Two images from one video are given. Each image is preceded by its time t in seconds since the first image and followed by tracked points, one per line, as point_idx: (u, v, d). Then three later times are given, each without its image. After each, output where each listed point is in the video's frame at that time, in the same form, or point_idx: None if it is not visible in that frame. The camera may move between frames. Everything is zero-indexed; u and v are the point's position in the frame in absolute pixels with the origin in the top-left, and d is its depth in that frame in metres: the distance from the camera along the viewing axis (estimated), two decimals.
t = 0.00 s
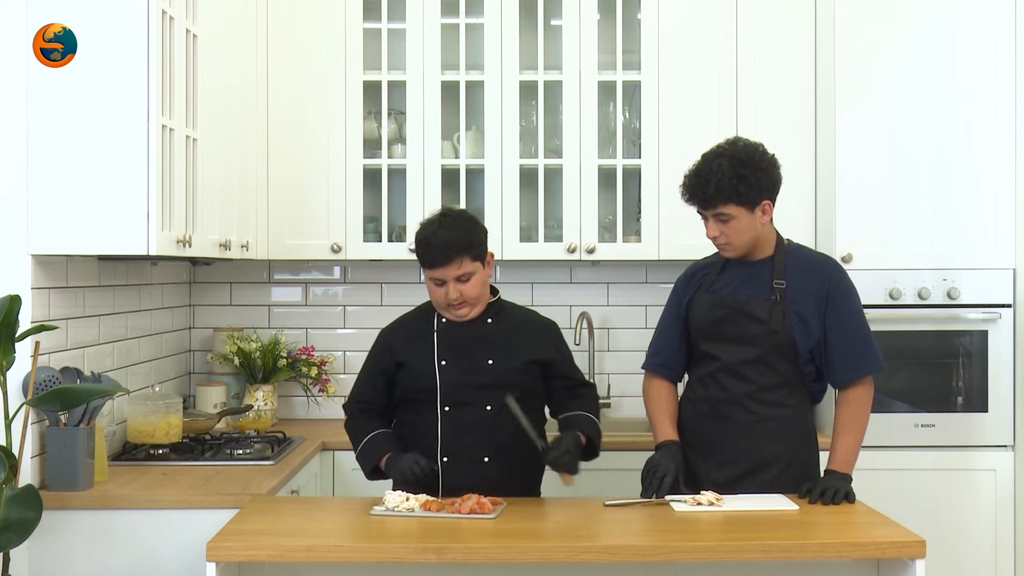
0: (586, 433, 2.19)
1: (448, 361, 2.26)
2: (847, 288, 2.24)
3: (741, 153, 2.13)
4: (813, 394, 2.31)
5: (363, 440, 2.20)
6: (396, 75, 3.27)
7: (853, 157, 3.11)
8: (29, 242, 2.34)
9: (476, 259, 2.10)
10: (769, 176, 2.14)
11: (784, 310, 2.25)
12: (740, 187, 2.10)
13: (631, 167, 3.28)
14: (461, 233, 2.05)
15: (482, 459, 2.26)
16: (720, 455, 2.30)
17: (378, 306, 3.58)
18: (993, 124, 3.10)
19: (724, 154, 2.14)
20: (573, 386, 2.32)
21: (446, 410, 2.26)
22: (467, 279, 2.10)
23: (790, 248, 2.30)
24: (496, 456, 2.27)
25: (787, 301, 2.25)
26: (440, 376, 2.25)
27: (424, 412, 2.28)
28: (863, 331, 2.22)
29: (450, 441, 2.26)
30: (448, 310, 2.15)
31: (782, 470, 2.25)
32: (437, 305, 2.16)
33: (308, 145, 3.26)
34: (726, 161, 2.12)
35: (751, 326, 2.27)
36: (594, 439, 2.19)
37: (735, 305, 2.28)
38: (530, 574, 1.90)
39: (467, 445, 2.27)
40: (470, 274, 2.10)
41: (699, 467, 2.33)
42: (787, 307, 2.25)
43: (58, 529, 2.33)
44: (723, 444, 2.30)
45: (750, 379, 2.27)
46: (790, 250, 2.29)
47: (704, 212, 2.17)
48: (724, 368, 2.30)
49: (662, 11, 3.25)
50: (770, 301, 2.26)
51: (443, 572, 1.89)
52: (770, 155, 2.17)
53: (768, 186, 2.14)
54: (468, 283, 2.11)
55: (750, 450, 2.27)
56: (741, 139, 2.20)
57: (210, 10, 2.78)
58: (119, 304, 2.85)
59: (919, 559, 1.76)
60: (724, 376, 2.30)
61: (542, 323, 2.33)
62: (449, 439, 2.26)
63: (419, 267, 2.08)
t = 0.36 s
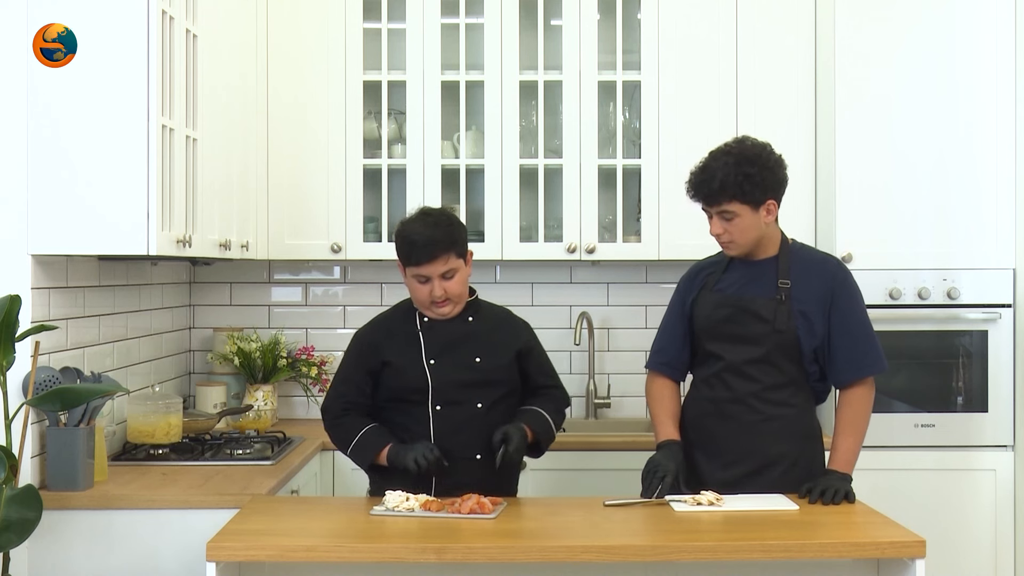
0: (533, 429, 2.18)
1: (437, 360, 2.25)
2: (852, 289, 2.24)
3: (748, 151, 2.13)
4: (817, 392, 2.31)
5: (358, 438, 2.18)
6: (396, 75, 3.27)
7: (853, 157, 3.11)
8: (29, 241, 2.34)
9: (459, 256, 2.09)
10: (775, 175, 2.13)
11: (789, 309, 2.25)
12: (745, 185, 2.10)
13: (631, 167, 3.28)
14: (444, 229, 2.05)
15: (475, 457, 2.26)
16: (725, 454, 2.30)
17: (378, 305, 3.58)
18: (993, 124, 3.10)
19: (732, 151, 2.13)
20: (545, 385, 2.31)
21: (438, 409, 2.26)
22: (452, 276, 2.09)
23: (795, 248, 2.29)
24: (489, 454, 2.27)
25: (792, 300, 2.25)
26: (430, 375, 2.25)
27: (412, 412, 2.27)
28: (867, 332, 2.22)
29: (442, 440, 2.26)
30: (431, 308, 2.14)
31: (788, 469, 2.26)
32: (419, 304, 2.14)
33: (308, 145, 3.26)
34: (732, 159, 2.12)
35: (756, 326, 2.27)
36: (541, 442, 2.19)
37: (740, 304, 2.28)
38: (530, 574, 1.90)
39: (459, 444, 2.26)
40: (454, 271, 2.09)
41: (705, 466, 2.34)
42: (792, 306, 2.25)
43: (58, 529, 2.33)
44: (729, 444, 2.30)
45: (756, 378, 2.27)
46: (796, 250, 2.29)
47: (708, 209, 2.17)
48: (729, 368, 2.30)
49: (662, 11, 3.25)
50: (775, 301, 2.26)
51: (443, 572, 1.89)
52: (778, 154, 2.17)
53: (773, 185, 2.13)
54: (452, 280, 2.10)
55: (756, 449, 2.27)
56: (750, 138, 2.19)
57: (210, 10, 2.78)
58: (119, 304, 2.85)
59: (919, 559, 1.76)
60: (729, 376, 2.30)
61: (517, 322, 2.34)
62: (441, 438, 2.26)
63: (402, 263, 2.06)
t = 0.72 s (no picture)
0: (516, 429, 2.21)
1: (427, 363, 2.23)
2: (862, 291, 2.24)
3: (769, 153, 2.12)
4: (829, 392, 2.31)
5: (365, 445, 2.13)
6: (396, 75, 3.27)
7: (853, 157, 3.11)
8: (29, 241, 2.34)
9: (449, 259, 2.09)
10: (794, 179, 2.13)
11: (799, 310, 2.25)
12: (762, 187, 2.10)
13: (631, 167, 3.28)
14: (435, 231, 2.03)
15: (466, 457, 2.27)
16: (738, 454, 2.31)
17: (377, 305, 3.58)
18: (993, 124, 3.10)
19: (752, 152, 2.13)
20: (526, 383, 2.32)
21: (429, 411, 2.24)
22: (441, 279, 2.08)
23: (806, 248, 2.29)
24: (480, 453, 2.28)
25: (802, 301, 2.25)
26: (421, 378, 2.23)
27: (402, 416, 2.25)
28: (877, 332, 2.22)
29: (433, 442, 2.25)
30: (418, 309, 2.13)
31: (800, 468, 2.26)
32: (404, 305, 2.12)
33: (308, 145, 3.26)
34: (752, 159, 2.12)
35: (766, 326, 2.27)
36: (525, 440, 2.22)
37: (751, 306, 2.28)
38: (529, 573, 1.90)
39: (452, 445, 2.26)
40: (443, 275, 2.08)
41: (716, 466, 2.34)
42: (802, 307, 2.25)
43: (58, 529, 2.33)
44: (741, 444, 2.30)
45: (767, 378, 2.27)
46: (806, 250, 2.29)
47: (723, 205, 2.17)
48: (740, 368, 2.30)
49: (662, 11, 3.25)
50: (785, 301, 2.26)
51: (443, 571, 1.89)
52: (799, 161, 2.16)
53: (790, 189, 2.13)
54: (441, 283, 2.09)
55: (768, 449, 2.27)
56: (772, 138, 2.19)
57: (210, 10, 2.78)
58: (119, 304, 2.84)
59: (919, 559, 1.76)
60: (740, 376, 2.30)
61: (495, 320, 2.32)
62: (433, 440, 2.25)
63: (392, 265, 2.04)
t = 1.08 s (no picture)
0: (510, 427, 2.23)
1: (424, 365, 2.23)
2: (873, 292, 2.21)
3: (774, 164, 2.11)
4: (847, 392, 2.29)
5: (373, 448, 2.11)
6: (397, 75, 3.27)
7: (853, 157, 3.11)
8: (29, 241, 2.34)
9: (447, 252, 2.11)
10: (801, 188, 2.12)
11: (808, 315, 2.24)
12: (772, 200, 2.10)
13: (631, 167, 3.28)
14: (436, 221, 2.08)
15: (465, 458, 2.27)
16: (757, 456, 2.33)
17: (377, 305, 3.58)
18: (993, 123, 3.10)
19: (758, 163, 2.12)
20: (517, 383, 2.33)
21: (427, 413, 2.24)
22: (438, 266, 2.09)
23: (815, 248, 2.29)
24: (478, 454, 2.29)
25: (810, 306, 2.24)
26: (420, 381, 2.22)
27: (402, 419, 2.25)
28: (884, 334, 2.19)
29: (431, 444, 2.25)
30: (409, 300, 2.10)
31: (819, 467, 2.27)
32: (398, 296, 2.11)
33: (308, 144, 3.26)
34: (759, 172, 2.10)
35: (775, 332, 2.28)
36: (517, 436, 2.24)
37: (760, 313, 2.29)
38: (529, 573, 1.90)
39: (448, 447, 2.26)
40: (441, 264, 2.09)
41: (738, 469, 2.36)
42: (811, 312, 2.24)
43: (58, 529, 2.33)
44: (760, 446, 2.32)
45: (780, 382, 2.28)
46: (816, 251, 2.28)
47: (732, 218, 2.17)
48: (753, 374, 2.32)
49: (662, 11, 3.25)
50: (794, 307, 2.26)
51: (443, 571, 1.89)
52: (804, 166, 2.15)
53: (797, 198, 2.13)
54: (437, 273, 2.10)
55: (785, 450, 2.28)
56: (776, 145, 2.18)
57: (210, 9, 2.78)
58: (119, 304, 2.84)
59: (919, 558, 1.76)
60: (754, 381, 2.32)
61: (487, 321, 2.34)
62: (431, 441, 2.25)
63: (393, 245, 2.07)
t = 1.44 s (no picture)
0: (509, 435, 2.24)
1: (425, 364, 2.23)
2: (879, 293, 2.21)
3: (773, 169, 2.10)
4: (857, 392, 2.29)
5: (375, 448, 2.11)
6: (397, 75, 3.27)
7: (853, 158, 3.11)
8: (29, 241, 2.34)
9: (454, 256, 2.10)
10: (803, 191, 2.12)
11: (814, 317, 2.24)
12: (772, 205, 2.10)
13: (631, 167, 3.28)
14: (444, 225, 2.06)
15: (464, 458, 2.28)
16: (769, 458, 2.34)
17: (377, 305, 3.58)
18: (993, 123, 3.10)
19: (756, 170, 2.12)
20: (519, 385, 2.33)
21: (427, 412, 2.24)
22: (446, 273, 2.09)
23: (822, 248, 2.29)
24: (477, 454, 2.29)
25: (817, 307, 2.24)
26: (421, 380, 2.22)
27: (403, 418, 2.25)
28: (889, 334, 2.19)
29: (431, 444, 2.25)
30: (416, 305, 2.11)
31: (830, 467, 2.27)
32: (404, 298, 2.11)
33: (308, 144, 3.26)
34: (758, 178, 2.10)
35: (782, 334, 2.28)
36: (517, 444, 2.24)
37: (768, 315, 2.29)
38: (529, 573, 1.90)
39: (448, 446, 2.27)
40: (448, 269, 2.09)
41: (751, 471, 2.37)
42: (818, 313, 2.24)
43: (57, 529, 2.33)
44: (771, 447, 2.33)
45: (790, 383, 2.29)
46: (821, 252, 2.28)
47: (735, 226, 2.17)
48: (761, 375, 2.33)
49: (662, 11, 3.25)
50: (800, 309, 2.26)
51: (443, 571, 1.89)
52: (802, 168, 2.15)
53: (799, 201, 2.12)
54: (445, 278, 2.10)
55: (798, 450, 2.29)
56: (774, 148, 2.18)
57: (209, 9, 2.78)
58: (119, 304, 2.84)
59: (919, 559, 1.76)
60: (763, 383, 2.33)
61: (490, 321, 2.33)
62: (432, 441, 2.25)
63: (400, 251, 2.05)
